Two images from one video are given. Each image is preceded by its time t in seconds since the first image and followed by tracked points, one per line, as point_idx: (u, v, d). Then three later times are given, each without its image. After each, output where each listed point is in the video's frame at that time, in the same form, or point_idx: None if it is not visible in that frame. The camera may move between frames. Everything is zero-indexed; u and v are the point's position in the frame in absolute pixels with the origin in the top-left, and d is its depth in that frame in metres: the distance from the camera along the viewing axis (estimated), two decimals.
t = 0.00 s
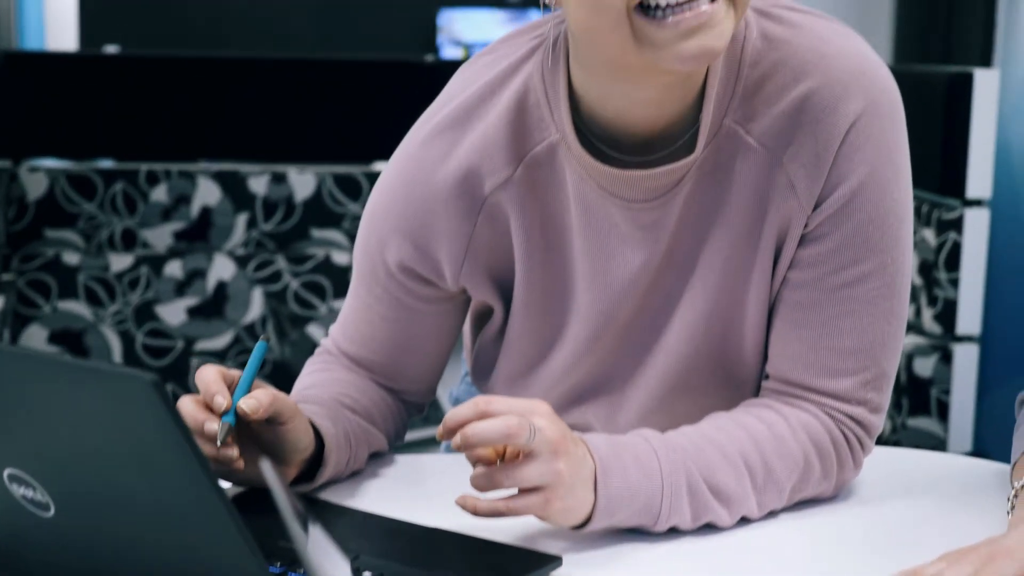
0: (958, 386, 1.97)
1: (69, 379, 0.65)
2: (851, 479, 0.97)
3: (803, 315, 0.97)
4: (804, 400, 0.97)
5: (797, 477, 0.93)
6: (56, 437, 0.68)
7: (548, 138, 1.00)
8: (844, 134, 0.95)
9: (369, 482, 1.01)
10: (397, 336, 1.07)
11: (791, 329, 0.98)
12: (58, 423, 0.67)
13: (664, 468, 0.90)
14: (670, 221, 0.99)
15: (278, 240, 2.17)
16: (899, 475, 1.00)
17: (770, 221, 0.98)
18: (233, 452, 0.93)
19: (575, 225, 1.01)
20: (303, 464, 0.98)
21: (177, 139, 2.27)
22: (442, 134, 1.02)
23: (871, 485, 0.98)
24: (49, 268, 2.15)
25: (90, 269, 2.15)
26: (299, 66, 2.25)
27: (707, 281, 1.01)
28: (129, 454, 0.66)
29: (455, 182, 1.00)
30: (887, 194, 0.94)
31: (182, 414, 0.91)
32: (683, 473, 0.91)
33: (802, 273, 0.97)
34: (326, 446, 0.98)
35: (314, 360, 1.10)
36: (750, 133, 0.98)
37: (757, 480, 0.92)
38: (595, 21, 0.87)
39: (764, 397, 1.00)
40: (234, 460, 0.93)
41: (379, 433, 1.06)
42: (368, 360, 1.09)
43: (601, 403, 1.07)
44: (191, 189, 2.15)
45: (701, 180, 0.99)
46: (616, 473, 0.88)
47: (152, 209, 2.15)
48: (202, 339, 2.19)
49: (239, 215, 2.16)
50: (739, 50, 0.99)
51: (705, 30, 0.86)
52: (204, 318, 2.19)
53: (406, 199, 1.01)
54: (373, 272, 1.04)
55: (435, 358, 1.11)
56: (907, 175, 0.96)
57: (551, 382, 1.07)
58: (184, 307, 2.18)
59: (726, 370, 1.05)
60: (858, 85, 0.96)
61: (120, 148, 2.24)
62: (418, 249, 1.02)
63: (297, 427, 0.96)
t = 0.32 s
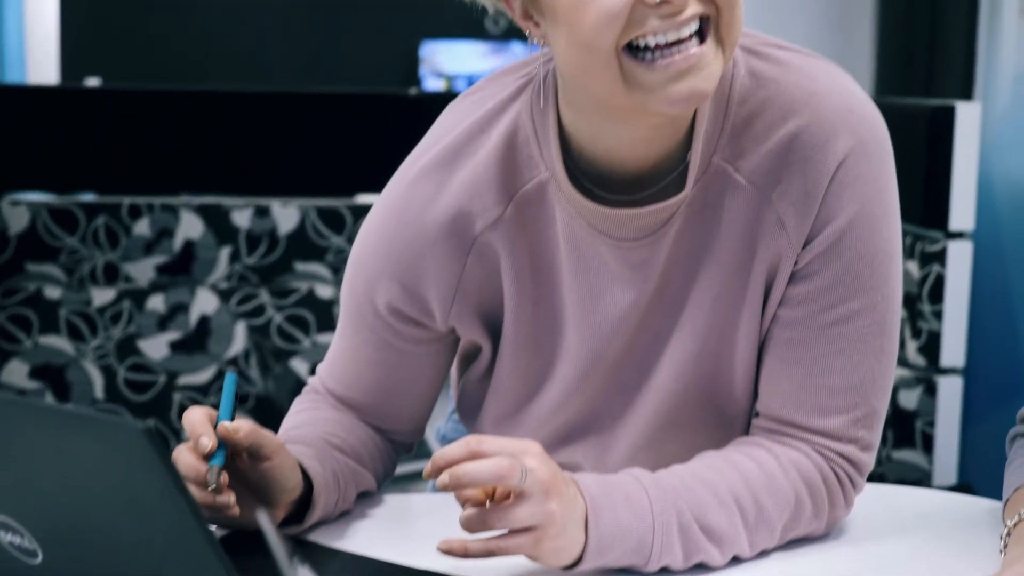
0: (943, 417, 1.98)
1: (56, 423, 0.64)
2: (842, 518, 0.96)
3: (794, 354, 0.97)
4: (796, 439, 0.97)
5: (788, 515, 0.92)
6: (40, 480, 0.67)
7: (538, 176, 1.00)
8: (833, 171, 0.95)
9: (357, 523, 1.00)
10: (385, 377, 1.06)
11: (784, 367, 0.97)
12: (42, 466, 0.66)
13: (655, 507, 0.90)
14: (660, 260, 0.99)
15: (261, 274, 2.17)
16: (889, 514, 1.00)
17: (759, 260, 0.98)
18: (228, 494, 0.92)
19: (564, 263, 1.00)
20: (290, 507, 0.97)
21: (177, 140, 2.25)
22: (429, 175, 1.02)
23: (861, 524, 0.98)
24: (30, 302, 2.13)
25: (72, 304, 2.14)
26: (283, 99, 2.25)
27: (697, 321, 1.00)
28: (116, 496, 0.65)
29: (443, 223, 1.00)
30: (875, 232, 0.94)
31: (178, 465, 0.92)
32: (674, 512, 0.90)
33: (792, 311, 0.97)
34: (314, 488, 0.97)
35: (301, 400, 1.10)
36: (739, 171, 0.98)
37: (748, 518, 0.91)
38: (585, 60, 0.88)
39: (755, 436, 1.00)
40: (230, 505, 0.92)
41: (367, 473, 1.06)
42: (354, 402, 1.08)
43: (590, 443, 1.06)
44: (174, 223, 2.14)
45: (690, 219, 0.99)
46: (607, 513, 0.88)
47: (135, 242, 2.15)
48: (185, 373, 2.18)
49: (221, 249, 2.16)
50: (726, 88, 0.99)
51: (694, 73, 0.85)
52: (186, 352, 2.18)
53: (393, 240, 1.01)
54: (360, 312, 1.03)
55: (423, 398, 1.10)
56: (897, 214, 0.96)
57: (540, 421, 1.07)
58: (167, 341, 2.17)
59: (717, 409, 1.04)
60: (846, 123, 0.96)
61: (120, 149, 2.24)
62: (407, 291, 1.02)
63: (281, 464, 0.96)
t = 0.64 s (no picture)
0: (927, 453, 2.01)
1: (36, 475, 0.63)
2: (832, 556, 0.96)
3: (784, 394, 0.97)
4: (786, 479, 0.97)
5: (777, 559, 0.93)
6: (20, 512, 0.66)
7: (525, 217, 1.00)
8: (821, 212, 0.95)
9: (345, 565, 0.99)
10: (373, 418, 1.06)
11: (773, 409, 0.97)
12: (20, 507, 0.65)
13: (645, 551, 0.89)
14: (648, 300, 0.99)
15: (244, 309, 2.16)
16: (879, 555, 0.99)
17: (748, 300, 0.98)
18: (223, 539, 0.91)
19: (552, 303, 1.00)
20: (279, 551, 0.96)
21: (177, 139, 2.24)
22: (417, 217, 1.02)
23: (850, 566, 0.98)
24: (11, 338, 2.12)
25: (53, 340, 2.13)
26: (267, 134, 2.25)
27: (684, 363, 0.99)
28: (97, 532, 0.65)
29: (431, 265, 0.99)
30: (863, 273, 0.94)
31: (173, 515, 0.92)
32: (664, 556, 0.89)
33: (780, 352, 0.97)
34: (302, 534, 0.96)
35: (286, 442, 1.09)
36: (726, 211, 0.98)
37: (738, 560, 0.92)
38: (574, 104, 0.88)
39: (744, 478, 0.99)
40: (224, 550, 0.91)
41: (355, 515, 1.05)
42: (342, 443, 1.08)
43: (579, 484, 1.06)
44: (156, 258, 2.14)
45: (677, 260, 0.99)
46: (596, 558, 0.87)
47: (116, 278, 2.14)
48: (167, 410, 2.16)
49: (204, 283, 2.15)
50: (712, 129, 0.99)
51: (684, 116, 0.86)
52: (169, 388, 2.16)
53: (380, 282, 1.00)
54: (348, 355, 1.03)
55: (409, 439, 1.09)
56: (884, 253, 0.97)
57: (528, 462, 1.06)
58: (149, 377, 2.15)
59: (705, 450, 1.04)
60: (834, 163, 0.97)
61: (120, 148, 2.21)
62: (394, 333, 1.01)
63: (268, 506, 0.96)
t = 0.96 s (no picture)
0: (914, 489, 2.01)
1: (30, 527, 0.70)
2: None
3: (771, 437, 0.97)
4: (777, 522, 0.96)
5: None
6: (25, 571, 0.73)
7: (514, 262, 1.00)
8: (809, 255, 0.95)
9: None
10: (362, 463, 1.05)
11: (760, 452, 0.98)
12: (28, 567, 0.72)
13: None
14: (636, 345, 0.99)
15: (229, 347, 2.16)
16: None
17: (736, 345, 0.98)
18: None
19: (540, 348, 1.00)
20: None
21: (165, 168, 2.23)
22: (405, 264, 1.01)
23: None
24: None
25: (37, 379, 2.12)
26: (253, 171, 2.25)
27: (673, 407, 0.99)
28: None
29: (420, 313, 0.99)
30: (850, 317, 0.94)
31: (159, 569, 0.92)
32: None
33: (769, 396, 0.97)
34: None
35: (274, 486, 1.08)
36: (714, 256, 0.98)
37: None
38: (562, 153, 0.88)
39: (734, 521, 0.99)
40: None
41: (342, 560, 1.05)
42: (329, 489, 1.07)
43: (568, 528, 1.05)
44: (141, 296, 2.14)
45: (666, 303, 0.99)
46: None
47: (101, 317, 2.13)
48: (152, 449, 2.15)
49: (189, 321, 2.15)
50: (699, 173, 1.00)
51: (673, 163, 0.86)
52: (154, 427, 2.15)
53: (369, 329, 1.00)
54: (337, 402, 1.03)
55: (398, 483, 1.09)
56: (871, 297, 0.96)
57: (518, 506, 1.06)
58: (133, 417, 2.14)
59: (695, 494, 1.04)
60: (820, 208, 0.96)
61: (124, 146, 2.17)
62: (383, 380, 1.01)
63: (256, 553, 0.96)
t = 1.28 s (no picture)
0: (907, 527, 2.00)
1: None
2: None
3: (763, 483, 0.97)
4: (768, 567, 0.96)
5: None
6: None
7: (505, 309, 1.00)
8: (801, 300, 0.95)
9: None
10: (353, 508, 1.05)
11: (753, 499, 0.97)
12: None
13: None
14: (629, 392, 0.98)
15: (219, 386, 2.00)
16: None
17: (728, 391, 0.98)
18: None
19: (533, 394, 1.00)
20: None
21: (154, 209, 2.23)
22: (397, 312, 1.01)
23: None
24: None
25: (25, 418, 2.00)
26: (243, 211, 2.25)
27: (665, 452, 0.99)
28: None
29: (412, 361, 0.99)
30: (843, 363, 0.94)
31: None
32: None
33: (760, 442, 0.97)
34: None
35: (265, 533, 1.08)
36: (706, 301, 0.98)
37: None
38: (552, 203, 0.89)
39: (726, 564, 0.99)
40: None
41: None
42: (323, 536, 1.07)
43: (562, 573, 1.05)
44: (130, 335, 2.00)
45: (658, 349, 0.99)
46: None
47: (90, 356, 2.00)
48: (141, 489, 2.00)
49: (179, 360, 2.01)
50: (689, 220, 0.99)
51: (664, 213, 0.88)
52: (143, 467, 2.00)
53: (361, 377, 1.00)
54: (328, 450, 1.03)
55: (391, 527, 1.09)
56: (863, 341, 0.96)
57: (513, 550, 1.06)
58: (122, 457, 2.00)
59: (688, 539, 1.03)
60: (812, 253, 0.96)
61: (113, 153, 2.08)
62: (374, 428, 1.01)
63: None
